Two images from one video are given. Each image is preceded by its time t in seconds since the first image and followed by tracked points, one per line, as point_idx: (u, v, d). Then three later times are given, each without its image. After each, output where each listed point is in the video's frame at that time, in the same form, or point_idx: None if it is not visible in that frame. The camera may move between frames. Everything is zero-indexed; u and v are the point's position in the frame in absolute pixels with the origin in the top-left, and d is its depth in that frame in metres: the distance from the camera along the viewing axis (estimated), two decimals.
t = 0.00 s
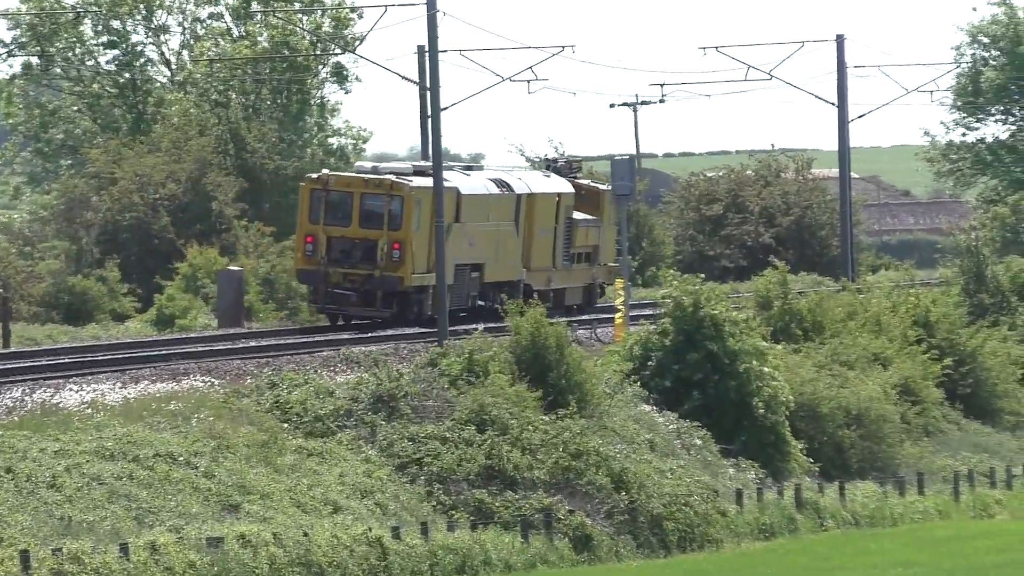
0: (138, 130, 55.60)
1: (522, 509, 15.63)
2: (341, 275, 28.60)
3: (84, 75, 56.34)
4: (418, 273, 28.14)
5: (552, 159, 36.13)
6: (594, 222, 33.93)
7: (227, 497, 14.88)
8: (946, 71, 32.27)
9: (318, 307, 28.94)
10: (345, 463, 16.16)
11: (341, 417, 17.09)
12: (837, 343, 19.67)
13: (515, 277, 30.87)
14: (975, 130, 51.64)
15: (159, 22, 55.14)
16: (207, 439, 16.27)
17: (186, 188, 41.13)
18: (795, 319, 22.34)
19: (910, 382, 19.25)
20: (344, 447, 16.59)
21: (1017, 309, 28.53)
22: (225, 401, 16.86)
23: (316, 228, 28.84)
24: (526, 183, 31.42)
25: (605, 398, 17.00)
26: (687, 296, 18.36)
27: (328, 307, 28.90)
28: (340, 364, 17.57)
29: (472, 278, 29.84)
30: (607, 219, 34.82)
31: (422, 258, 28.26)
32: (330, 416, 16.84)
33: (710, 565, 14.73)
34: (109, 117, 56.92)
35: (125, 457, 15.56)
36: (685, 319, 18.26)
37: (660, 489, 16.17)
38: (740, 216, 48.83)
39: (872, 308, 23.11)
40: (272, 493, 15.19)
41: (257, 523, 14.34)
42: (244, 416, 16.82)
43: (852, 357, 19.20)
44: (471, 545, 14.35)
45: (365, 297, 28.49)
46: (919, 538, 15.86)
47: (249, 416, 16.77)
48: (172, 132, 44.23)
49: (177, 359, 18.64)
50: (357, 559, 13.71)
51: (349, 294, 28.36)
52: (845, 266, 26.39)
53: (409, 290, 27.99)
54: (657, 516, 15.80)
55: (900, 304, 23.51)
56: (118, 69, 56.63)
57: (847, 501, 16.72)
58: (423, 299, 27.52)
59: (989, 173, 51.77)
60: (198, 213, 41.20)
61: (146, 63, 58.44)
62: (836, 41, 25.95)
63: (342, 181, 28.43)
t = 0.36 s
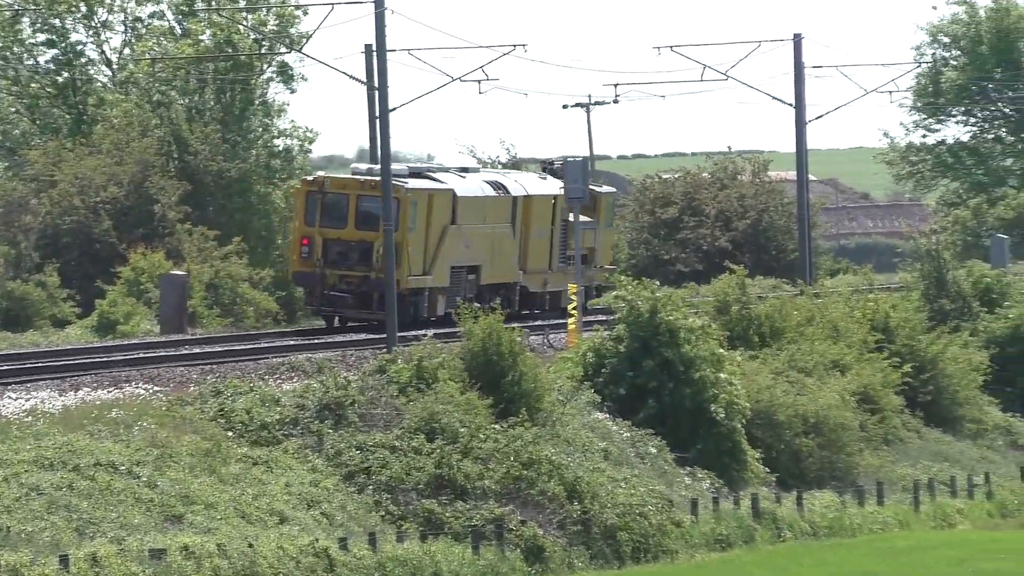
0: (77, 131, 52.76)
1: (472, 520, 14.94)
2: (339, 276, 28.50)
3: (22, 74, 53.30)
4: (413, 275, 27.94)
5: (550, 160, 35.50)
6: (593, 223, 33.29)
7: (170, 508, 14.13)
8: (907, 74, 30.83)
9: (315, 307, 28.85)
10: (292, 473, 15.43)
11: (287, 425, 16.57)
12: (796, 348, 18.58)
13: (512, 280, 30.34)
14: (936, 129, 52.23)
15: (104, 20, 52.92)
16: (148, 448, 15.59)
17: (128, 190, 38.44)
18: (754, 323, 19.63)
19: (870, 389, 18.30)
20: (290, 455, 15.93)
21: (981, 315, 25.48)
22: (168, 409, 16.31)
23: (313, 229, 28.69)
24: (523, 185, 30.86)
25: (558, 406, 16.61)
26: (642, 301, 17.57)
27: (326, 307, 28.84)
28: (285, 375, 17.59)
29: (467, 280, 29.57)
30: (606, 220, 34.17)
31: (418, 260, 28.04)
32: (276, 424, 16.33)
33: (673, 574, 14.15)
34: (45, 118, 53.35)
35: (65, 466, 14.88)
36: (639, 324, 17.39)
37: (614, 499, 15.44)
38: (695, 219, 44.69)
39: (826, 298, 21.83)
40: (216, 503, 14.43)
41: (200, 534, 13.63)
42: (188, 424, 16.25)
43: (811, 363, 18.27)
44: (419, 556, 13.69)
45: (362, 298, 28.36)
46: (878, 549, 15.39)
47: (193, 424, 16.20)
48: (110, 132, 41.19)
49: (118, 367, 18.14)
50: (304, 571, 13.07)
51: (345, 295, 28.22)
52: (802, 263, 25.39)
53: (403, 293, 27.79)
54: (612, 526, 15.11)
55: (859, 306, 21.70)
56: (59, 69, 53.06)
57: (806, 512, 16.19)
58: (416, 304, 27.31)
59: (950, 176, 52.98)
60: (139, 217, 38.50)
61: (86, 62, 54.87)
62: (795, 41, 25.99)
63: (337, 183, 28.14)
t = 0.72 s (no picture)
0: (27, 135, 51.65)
1: (425, 525, 14.78)
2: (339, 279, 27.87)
3: None
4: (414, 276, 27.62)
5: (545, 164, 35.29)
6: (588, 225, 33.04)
7: (122, 513, 13.98)
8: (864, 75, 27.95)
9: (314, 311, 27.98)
10: (243, 478, 15.27)
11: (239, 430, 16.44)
12: (750, 354, 18.48)
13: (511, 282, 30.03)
14: (890, 133, 51.43)
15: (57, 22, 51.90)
16: (99, 453, 15.35)
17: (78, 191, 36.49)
18: (708, 327, 19.56)
19: (823, 393, 18.31)
20: (242, 461, 15.78)
21: (935, 319, 25.36)
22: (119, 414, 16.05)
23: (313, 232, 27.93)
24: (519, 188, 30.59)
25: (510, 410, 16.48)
26: (596, 306, 17.38)
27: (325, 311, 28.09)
28: (236, 378, 17.57)
29: (466, 281, 29.11)
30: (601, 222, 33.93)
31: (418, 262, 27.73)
32: (227, 429, 16.19)
33: None
34: None
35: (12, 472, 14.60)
36: (593, 329, 17.23)
37: (567, 503, 15.28)
38: (649, 222, 43.24)
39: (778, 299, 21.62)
40: (167, 508, 14.26)
41: (150, 540, 13.45)
42: (138, 429, 16.11)
43: (765, 368, 18.15)
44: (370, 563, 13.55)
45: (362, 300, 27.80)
46: (833, 553, 15.34)
47: (144, 428, 16.06)
48: (60, 136, 38.85)
49: (68, 371, 18.02)
50: None
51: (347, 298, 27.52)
52: (758, 267, 24.67)
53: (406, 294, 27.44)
54: (565, 530, 14.93)
55: (815, 309, 21.44)
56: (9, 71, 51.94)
57: (759, 516, 16.11)
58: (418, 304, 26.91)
59: (904, 180, 52.27)
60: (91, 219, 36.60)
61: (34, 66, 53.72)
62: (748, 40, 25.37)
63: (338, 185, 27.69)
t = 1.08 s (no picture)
0: None
1: (384, 528, 14.74)
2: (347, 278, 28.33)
3: None
4: (420, 277, 27.72)
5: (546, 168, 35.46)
6: (589, 227, 33.12)
7: (79, 517, 13.80)
8: (819, 78, 29.62)
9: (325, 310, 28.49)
10: (201, 481, 15.15)
11: (197, 433, 16.34)
12: (708, 356, 18.53)
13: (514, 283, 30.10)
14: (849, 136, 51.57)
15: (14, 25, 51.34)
16: (57, 456, 15.20)
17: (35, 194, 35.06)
18: (668, 330, 19.53)
19: (783, 396, 18.28)
20: (201, 463, 15.68)
21: (894, 322, 25.26)
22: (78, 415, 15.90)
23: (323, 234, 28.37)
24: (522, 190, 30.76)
25: (470, 413, 16.46)
26: (556, 308, 17.39)
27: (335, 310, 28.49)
28: (196, 381, 17.50)
29: (470, 281, 29.26)
30: (602, 224, 34.00)
31: (424, 262, 27.82)
32: (186, 432, 16.10)
33: None
34: None
35: None
36: (553, 331, 17.24)
37: (529, 506, 15.24)
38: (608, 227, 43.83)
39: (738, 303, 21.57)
40: (125, 511, 14.13)
41: (109, 543, 13.35)
42: (96, 432, 16.01)
43: (724, 371, 18.22)
44: (328, 567, 13.52)
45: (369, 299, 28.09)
46: (793, 555, 15.38)
47: (102, 432, 15.96)
48: (18, 138, 37.46)
49: (27, 375, 17.92)
50: None
51: (353, 297, 28.02)
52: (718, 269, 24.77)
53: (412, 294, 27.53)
54: (524, 533, 14.92)
55: (775, 312, 21.48)
56: None
57: (719, 519, 16.12)
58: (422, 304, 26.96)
59: (863, 183, 52.66)
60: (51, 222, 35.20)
61: None
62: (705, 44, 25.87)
63: (346, 187, 28.00)
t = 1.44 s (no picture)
0: None
1: (350, 530, 14.71)
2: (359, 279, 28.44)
3: None
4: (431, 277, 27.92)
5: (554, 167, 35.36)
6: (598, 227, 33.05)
7: (44, 518, 13.71)
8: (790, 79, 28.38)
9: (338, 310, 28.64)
10: (167, 484, 15.07)
11: (163, 435, 16.27)
12: (675, 359, 18.51)
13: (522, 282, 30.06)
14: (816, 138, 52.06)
15: None
16: (22, 458, 15.08)
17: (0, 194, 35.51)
18: (632, 334, 19.47)
19: (749, 399, 18.29)
20: (166, 466, 15.62)
21: (859, 324, 25.01)
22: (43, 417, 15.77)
23: (336, 235, 28.51)
24: (532, 192, 30.65)
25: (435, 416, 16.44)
26: (522, 311, 17.37)
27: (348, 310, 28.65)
28: (162, 384, 17.47)
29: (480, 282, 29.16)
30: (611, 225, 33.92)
31: (436, 262, 28.03)
32: (152, 435, 16.06)
33: None
34: None
35: None
36: (519, 334, 17.22)
37: (494, 509, 15.22)
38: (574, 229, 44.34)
39: (704, 305, 21.52)
40: (91, 513, 14.03)
41: (75, 545, 13.24)
42: (62, 434, 15.91)
43: (691, 373, 18.21)
44: (294, 568, 13.49)
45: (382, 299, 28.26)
46: (760, 557, 15.38)
47: (68, 434, 15.85)
48: None
49: None
50: None
51: (365, 297, 28.18)
52: (681, 271, 24.64)
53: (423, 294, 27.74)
54: (491, 536, 14.90)
55: (741, 314, 21.45)
56: None
57: (684, 521, 16.09)
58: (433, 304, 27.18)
59: (829, 184, 52.93)
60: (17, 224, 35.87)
61: None
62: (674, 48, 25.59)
63: (358, 189, 28.19)
